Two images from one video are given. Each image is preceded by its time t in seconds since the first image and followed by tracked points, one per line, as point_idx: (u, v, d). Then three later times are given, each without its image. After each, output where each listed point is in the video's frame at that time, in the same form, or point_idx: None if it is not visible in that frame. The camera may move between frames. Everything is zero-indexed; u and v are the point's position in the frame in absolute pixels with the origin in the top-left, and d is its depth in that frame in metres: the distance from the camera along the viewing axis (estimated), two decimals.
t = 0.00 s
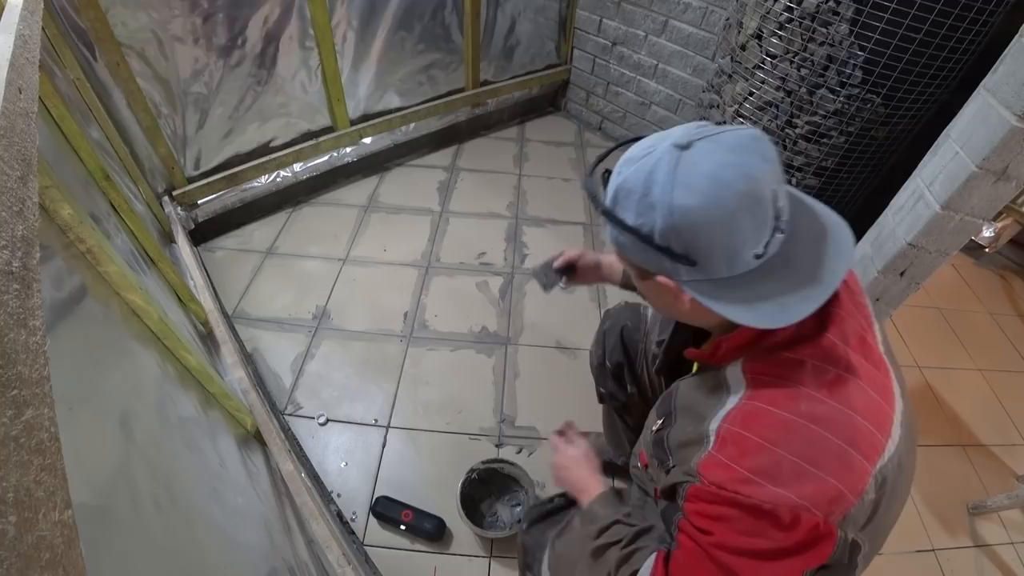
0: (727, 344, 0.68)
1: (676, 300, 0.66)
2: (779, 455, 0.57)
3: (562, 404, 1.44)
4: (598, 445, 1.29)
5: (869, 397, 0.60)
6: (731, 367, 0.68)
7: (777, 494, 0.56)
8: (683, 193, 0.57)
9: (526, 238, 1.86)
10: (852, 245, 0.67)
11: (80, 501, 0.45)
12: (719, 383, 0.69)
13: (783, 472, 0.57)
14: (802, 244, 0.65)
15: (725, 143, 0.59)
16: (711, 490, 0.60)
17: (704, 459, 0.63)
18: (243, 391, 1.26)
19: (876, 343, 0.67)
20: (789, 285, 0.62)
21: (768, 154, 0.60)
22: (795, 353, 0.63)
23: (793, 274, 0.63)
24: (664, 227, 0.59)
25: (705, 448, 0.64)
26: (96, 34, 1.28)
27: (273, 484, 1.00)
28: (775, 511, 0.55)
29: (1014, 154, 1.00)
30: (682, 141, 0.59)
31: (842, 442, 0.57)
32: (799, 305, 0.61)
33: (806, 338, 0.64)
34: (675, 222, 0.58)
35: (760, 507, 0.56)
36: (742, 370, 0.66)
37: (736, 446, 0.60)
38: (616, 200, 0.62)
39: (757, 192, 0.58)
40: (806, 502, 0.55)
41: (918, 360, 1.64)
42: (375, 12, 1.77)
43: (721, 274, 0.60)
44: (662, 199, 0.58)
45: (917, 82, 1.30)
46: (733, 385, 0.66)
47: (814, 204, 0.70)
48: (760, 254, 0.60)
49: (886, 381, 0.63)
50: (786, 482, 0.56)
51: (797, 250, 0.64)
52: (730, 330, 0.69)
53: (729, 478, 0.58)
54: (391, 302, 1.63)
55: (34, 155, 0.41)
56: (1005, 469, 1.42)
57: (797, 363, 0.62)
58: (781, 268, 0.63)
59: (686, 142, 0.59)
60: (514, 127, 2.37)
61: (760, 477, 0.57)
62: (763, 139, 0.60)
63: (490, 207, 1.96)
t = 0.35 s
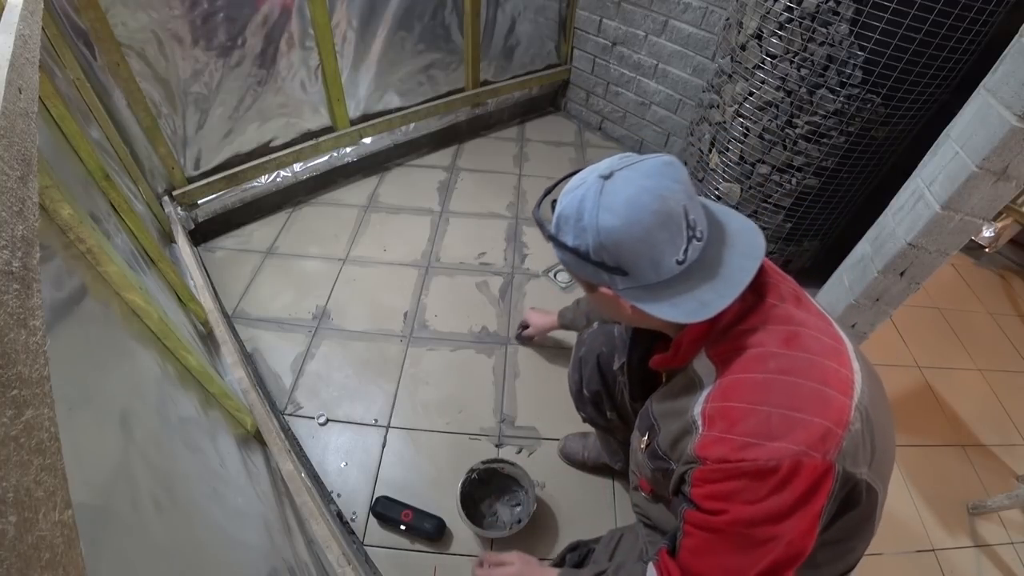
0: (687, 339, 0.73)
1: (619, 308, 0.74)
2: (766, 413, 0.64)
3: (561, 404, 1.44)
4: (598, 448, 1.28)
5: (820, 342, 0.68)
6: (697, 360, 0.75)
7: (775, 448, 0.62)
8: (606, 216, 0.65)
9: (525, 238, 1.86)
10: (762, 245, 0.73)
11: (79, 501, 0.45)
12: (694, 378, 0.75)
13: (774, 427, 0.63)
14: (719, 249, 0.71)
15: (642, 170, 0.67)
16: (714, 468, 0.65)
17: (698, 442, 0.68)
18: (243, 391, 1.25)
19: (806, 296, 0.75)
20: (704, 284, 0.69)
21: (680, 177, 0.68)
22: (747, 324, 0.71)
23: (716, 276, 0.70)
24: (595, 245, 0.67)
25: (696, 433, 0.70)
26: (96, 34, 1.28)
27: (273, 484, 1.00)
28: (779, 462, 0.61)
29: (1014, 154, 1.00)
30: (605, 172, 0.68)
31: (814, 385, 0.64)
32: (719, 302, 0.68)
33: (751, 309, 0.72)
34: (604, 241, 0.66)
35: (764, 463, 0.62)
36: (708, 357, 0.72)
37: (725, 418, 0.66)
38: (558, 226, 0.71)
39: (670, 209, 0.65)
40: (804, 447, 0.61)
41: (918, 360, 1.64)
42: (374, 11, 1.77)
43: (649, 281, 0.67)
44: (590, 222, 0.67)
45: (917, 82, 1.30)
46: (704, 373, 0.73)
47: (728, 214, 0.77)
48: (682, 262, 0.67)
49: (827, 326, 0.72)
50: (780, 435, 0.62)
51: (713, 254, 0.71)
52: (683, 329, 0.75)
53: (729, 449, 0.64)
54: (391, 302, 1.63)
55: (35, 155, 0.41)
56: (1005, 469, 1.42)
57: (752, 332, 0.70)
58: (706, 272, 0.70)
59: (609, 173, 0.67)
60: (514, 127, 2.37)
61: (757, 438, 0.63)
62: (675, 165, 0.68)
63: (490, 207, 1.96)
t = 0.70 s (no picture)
0: (683, 349, 0.74)
1: (610, 322, 0.73)
2: (766, 425, 0.64)
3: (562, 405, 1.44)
4: (598, 449, 1.28)
5: (816, 348, 0.68)
6: (694, 369, 0.75)
7: (776, 460, 0.62)
8: (595, 228, 0.65)
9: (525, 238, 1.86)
10: (753, 252, 0.74)
11: (80, 501, 0.45)
12: (691, 389, 0.75)
13: (775, 439, 0.63)
14: (708, 259, 0.72)
15: (629, 183, 0.67)
16: (715, 480, 0.65)
17: (698, 453, 0.68)
18: (243, 391, 1.25)
19: (799, 298, 0.76)
20: (697, 297, 0.70)
21: (666, 188, 0.68)
22: (743, 334, 0.71)
23: (705, 287, 0.70)
24: (585, 258, 0.66)
25: (695, 444, 0.70)
26: (96, 34, 1.28)
27: (273, 483, 1.00)
28: (780, 475, 0.62)
29: (1014, 154, 1.00)
30: (592, 185, 0.68)
31: (813, 394, 0.64)
32: (711, 313, 0.69)
33: (747, 318, 0.72)
34: (593, 254, 0.65)
35: (767, 476, 0.62)
36: (705, 368, 0.72)
37: (725, 431, 0.66)
38: (546, 241, 0.70)
39: (659, 220, 0.66)
40: (805, 458, 0.62)
41: (918, 360, 1.64)
42: (374, 11, 1.77)
43: (640, 293, 0.67)
44: (578, 235, 0.66)
45: (917, 82, 1.30)
46: (702, 383, 0.73)
47: (717, 222, 0.78)
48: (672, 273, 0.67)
49: (822, 328, 0.72)
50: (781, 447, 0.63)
51: (704, 265, 0.72)
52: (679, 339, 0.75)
53: (730, 462, 0.64)
54: (391, 302, 1.63)
55: (34, 155, 0.41)
56: (1005, 469, 1.42)
57: (748, 341, 0.70)
58: (693, 283, 0.70)
59: (595, 185, 0.68)
60: (514, 127, 2.37)
61: (758, 451, 0.63)
62: (661, 176, 0.69)
63: (490, 207, 1.96)
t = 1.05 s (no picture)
0: (686, 344, 0.74)
1: (617, 312, 0.74)
2: (757, 424, 0.64)
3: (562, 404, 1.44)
4: (598, 448, 1.28)
5: (820, 353, 0.68)
6: (696, 365, 0.75)
7: (763, 459, 0.62)
8: (606, 217, 0.66)
9: (526, 238, 1.86)
10: (765, 252, 0.74)
11: (80, 501, 0.45)
12: (693, 384, 0.75)
13: (765, 438, 0.63)
14: (717, 255, 0.72)
15: (644, 173, 0.67)
16: (700, 471, 0.65)
17: (688, 444, 0.69)
18: (243, 391, 1.25)
19: (809, 304, 0.75)
20: (705, 293, 0.70)
21: (680, 181, 0.68)
22: (746, 333, 0.71)
23: (713, 282, 0.70)
24: (595, 246, 0.67)
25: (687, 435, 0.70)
26: (96, 33, 1.28)
27: (273, 484, 1.00)
28: (765, 473, 0.62)
29: (1014, 154, 1.00)
30: (607, 173, 0.68)
31: (810, 399, 0.64)
32: (718, 310, 0.69)
33: (751, 318, 0.71)
34: (603, 242, 0.66)
35: (751, 474, 0.62)
36: (707, 364, 0.72)
37: (717, 426, 0.66)
38: (558, 227, 0.71)
39: (671, 212, 0.66)
40: (793, 460, 0.62)
41: (918, 360, 1.64)
42: (374, 11, 1.77)
43: (647, 284, 0.67)
44: (589, 223, 0.67)
45: (917, 82, 1.30)
46: (703, 379, 0.73)
47: (731, 217, 0.77)
48: (680, 266, 0.67)
49: (828, 335, 0.71)
50: (770, 447, 0.63)
51: (714, 261, 0.71)
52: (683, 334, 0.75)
53: (717, 456, 0.65)
54: (390, 302, 1.63)
55: (35, 155, 0.41)
56: (1005, 469, 1.42)
57: (750, 341, 0.70)
58: (702, 277, 0.70)
59: (610, 174, 0.68)
60: (514, 127, 2.37)
61: (746, 447, 0.63)
62: (677, 169, 0.69)
63: (490, 207, 1.96)
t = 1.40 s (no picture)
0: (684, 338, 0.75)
1: (616, 301, 0.74)
2: (745, 419, 0.64)
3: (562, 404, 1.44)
4: (598, 448, 1.29)
5: (815, 354, 0.67)
6: (693, 359, 0.76)
7: (748, 455, 0.62)
8: (610, 205, 0.66)
9: (525, 238, 1.86)
10: (768, 250, 0.73)
11: (80, 501, 0.45)
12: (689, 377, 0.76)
13: (751, 434, 0.63)
14: (720, 250, 0.72)
15: (651, 164, 0.67)
16: (687, 463, 0.66)
17: (677, 436, 0.69)
18: (243, 391, 1.25)
19: (812, 305, 0.74)
20: (704, 286, 0.69)
21: (687, 174, 0.68)
22: (743, 330, 0.71)
23: (714, 276, 0.70)
24: (597, 233, 0.67)
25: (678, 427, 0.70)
26: (96, 33, 1.28)
27: (273, 484, 1.00)
28: (749, 469, 0.62)
29: (1014, 154, 1.00)
30: (615, 162, 0.68)
31: (801, 399, 0.64)
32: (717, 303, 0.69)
33: (750, 316, 0.71)
34: (605, 229, 0.66)
35: (735, 468, 0.62)
36: (703, 359, 0.73)
37: (706, 419, 0.66)
38: (563, 214, 0.72)
39: (673, 204, 0.66)
40: (777, 458, 0.61)
41: (918, 360, 1.64)
42: (374, 11, 1.77)
43: (647, 274, 0.67)
44: (593, 210, 0.67)
45: (917, 82, 1.30)
46: (699, 374, 0.73)
47: (738, 214, 0.77)
48: (680, 258, 0.67)
49: (828, 337, 0.70)
50: (755, 443, 0.63)
51: (715, 255, 0.71)
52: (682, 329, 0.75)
53: (703, 449, 0.65)
54: (390, 302, 1.63)
55: (35, 155, 0.41)
56: (1005, 469, 1.42)
57: (745, 338, 0.70)
58: (703, 270, 0.70)
59: (617, 163, 0.68)
60: (514, 127, 2.37)
61: (732, 442, 0.63)
62: (685, 162, 0.69)
63: (490, 207, 1.96)
